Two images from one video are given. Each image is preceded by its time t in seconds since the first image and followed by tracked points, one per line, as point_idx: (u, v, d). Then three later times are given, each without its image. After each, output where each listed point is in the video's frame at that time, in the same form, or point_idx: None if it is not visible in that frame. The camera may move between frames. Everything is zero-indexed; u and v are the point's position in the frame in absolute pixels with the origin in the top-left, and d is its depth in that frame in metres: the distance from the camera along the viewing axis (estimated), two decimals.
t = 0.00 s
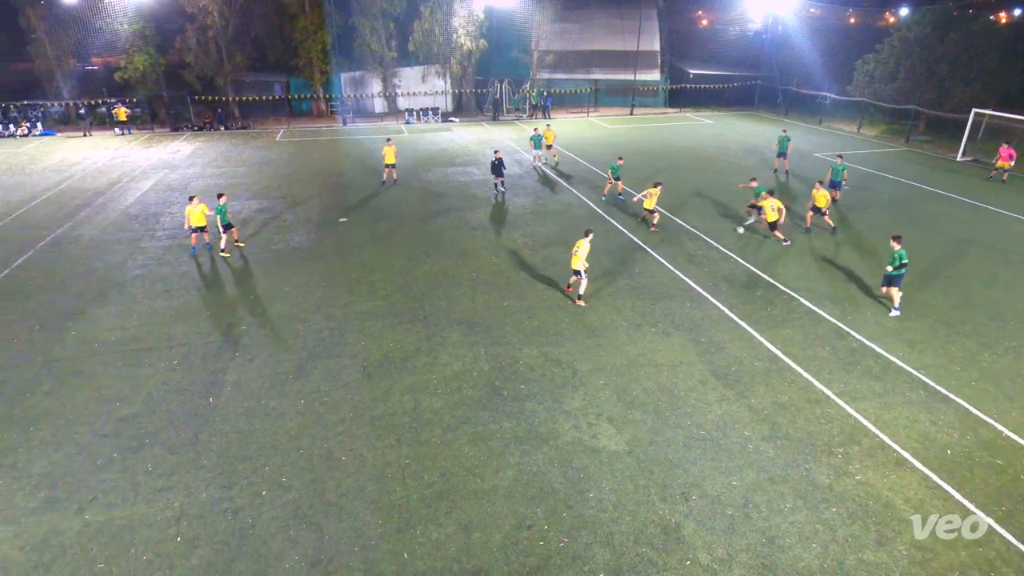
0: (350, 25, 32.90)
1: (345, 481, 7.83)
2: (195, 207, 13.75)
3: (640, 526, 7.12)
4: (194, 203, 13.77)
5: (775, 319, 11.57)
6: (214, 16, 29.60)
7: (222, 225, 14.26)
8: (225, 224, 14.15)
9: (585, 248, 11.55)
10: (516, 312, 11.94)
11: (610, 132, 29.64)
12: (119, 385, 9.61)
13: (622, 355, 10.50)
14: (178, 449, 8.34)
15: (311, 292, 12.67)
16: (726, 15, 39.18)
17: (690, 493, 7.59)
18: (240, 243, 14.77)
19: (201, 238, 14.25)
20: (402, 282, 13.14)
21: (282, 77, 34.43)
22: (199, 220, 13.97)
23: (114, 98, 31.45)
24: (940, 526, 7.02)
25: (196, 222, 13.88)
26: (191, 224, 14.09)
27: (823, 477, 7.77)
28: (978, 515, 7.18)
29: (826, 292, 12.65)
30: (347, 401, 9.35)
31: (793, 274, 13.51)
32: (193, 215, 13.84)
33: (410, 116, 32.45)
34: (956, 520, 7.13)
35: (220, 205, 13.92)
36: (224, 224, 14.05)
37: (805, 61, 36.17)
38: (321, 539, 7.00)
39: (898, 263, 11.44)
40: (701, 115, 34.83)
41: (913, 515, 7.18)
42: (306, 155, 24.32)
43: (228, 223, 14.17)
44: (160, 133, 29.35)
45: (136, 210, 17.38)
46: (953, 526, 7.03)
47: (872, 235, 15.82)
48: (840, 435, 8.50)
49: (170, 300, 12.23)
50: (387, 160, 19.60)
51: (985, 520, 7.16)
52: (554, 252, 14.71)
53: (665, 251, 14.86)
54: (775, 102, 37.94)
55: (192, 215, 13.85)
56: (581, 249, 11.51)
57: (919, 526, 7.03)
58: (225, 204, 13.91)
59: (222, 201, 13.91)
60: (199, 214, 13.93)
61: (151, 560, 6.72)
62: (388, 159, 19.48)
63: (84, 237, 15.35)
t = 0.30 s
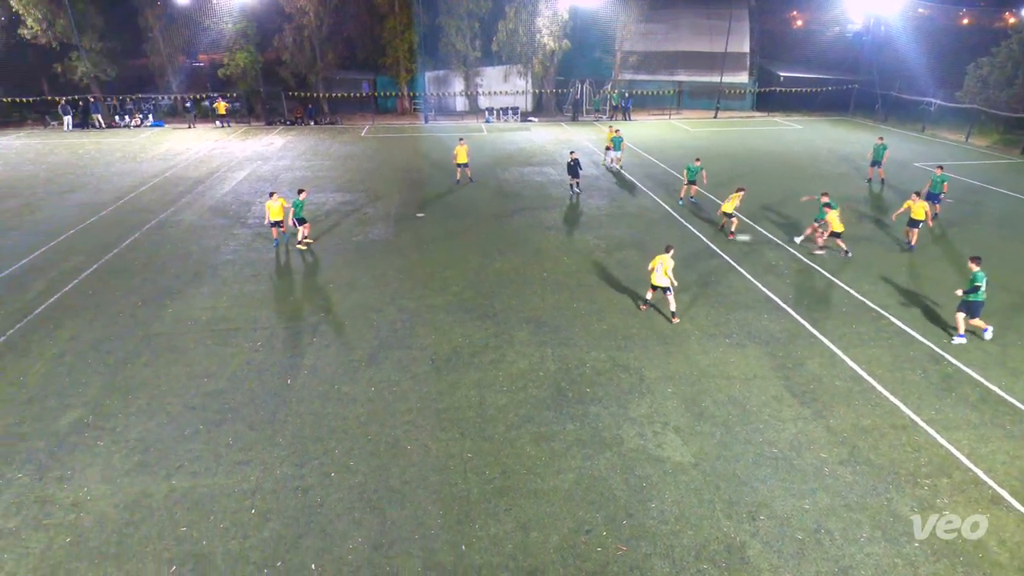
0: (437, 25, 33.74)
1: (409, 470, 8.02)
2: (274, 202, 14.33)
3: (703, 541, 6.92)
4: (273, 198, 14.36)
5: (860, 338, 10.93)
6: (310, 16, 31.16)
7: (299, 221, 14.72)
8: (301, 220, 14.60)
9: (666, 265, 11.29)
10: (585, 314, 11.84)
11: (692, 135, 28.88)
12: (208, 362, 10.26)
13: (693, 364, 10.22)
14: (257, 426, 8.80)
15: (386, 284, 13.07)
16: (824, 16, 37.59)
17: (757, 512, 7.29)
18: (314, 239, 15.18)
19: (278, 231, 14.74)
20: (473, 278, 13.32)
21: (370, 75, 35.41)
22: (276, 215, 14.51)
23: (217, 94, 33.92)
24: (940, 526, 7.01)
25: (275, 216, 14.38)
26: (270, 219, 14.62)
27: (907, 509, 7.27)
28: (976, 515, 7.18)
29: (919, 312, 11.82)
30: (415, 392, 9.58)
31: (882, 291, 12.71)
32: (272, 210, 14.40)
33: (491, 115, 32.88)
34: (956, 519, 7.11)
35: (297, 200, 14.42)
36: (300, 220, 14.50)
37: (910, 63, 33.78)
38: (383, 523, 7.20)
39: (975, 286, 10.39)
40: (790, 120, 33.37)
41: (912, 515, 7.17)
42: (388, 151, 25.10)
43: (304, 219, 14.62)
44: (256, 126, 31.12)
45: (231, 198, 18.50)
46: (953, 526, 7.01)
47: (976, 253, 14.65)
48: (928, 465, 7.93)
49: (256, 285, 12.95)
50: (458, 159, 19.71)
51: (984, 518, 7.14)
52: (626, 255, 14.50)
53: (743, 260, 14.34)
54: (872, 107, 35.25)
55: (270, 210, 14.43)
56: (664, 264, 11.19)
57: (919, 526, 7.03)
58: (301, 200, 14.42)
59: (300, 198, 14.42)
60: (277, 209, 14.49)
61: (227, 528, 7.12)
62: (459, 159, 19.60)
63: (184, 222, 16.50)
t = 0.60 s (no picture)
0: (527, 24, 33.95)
1: (475, 464, 8.12)
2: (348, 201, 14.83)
3: (774, 566, 6.61)
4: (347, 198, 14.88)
5: (964, 365, 10.09)
6: (405, 15, 32.11)
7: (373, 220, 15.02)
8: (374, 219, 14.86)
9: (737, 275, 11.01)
10: (661, 321, 11.59)
11: (785, 141, 27.59)
12: (294, 344, 10.82)
13: (773, 380, 9.78)
14: (335, 409, 9.18)
15: (463, 279, 13.31)
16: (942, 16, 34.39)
17: (835, 541, 6.89)
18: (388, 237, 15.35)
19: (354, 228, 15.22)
20: (548, 279, 13.32)
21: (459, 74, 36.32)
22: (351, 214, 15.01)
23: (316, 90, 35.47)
24: (938, 524, 7.04)
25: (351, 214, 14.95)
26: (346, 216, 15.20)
27: (1008, 555, 6.66)
28: (977, 514, 7.18)
29: None
30: (486, 388, 9.69)
31: (992, 317, 11.68)
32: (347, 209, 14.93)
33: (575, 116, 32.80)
34: (956, 519, 7.12)
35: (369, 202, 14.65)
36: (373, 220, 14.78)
37: None
38: (447, 514, 7.33)
39: None
40: (896, 127, 31.26)
41: (910, 513, 7.22)
42: (472, 149, 25.53)
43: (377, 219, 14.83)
44: (349, 121, 32.48)
45: (322, 189, 19.41)
46: (950, 524, 7.05)
47: None
48: None
49: (341, 274, 13.51)
50: (534, 161, 19.64)
51: (981, 515, 7.19)
52: (707, 263, 14.07)
53: (834, 274, 13.58)
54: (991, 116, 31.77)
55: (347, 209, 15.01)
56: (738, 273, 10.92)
57: (918, 524, 7.06)
58: (373, 201, 14.62)
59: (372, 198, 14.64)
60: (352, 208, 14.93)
61: (302, 503, 7.48)
62: (535, 161, 19.58)
63: (280, 210, 17.47)
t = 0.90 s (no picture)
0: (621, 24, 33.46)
1: (543, 463, 8.12)
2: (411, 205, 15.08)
3: None
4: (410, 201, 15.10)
5: None
6: (500, 15, 32.65)
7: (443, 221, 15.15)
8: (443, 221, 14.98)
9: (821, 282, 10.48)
10: (744, 334, 11.14)
11: (892, 149, 25.76)
12: (376, 331, 11.24)
13: (865, 405, 9.17)
14: (411, 397, 9.46)
15: (542, 278, 13.35)
16: None
17: None
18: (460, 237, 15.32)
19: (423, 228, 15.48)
20: (628, 283, 13.12)
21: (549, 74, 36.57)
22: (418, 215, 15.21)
23: (411, 88, 36.44)
24: (938, 524, 7.06)
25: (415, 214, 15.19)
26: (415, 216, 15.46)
27: None
28: (976, 513, 7.21)
29: None
30: (559, 388, 9.67)
31: None
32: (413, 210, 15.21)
33: (666, 118, 32.11)
34: (956, 520, 7.14)
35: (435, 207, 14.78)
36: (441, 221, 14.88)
37: None
38: (513, 510, 7.38)
39: None
40: None
41: (911, 514, 7.22)
42: (559, 149, 25.53)
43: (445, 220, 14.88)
44: (439, 118, 33.33)
45: (411, 184, 20.03)
46: (951, 525, 7.06)
47: None
48: None
49: (424, 266, 13.89)
50: (610, 165, 19.52)
51: (982, 516, 7.19)
52: (797, 275, 13.39)
53: (941, 294, 12.54)
54: None
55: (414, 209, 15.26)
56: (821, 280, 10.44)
57: (919, 525, 7.07)
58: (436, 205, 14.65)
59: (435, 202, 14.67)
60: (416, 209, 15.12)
61: (375, 486, 7.74)
62: (611, 165, 19.42)
63: (371, 202, 18.20)
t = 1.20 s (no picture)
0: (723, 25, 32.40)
1: (614, 470, 8.01)
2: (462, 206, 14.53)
3: None
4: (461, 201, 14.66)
5: None
6: (598, 15, 32.53)
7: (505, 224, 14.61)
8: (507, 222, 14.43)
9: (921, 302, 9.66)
10: (837, 353, 10.51)
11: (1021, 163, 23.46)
12: (457, 325, 11.48)
13: (972, 440, 8.42)
14: (487, 392, 9.58)
15: (624, 282, 13.17)
16: None
17: None
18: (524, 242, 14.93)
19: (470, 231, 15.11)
20: (713, 292, 12.70)
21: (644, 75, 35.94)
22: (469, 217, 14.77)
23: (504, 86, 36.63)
24: (940, 526, 7.06)
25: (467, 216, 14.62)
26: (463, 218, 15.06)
27: None
28: (976, 513, 7.24)
29: None
30: (635, 395, 9.50)
31: None
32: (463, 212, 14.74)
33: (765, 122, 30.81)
34: (956, 519, 7.16)
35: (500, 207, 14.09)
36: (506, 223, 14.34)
37: None
38: (581, 514, 7.32)
39: None
40: None
41: (913, 515, 7.23)
42: (649, 151, 25.09)
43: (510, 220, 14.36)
44: (530, 118, 33.58)
45: (498, 181, 20.31)
46: (953, 526, 7.07)
47: None
48: None
49: (506, 264, 14.05)
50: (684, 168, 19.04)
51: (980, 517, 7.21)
52: (901, 295, 12.47)
53: None
54: None
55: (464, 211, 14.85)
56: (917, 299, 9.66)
57: (919, 526, 7.09)
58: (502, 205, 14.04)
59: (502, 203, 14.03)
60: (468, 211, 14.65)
61: (446, 476, 7.90)
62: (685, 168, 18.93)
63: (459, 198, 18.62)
